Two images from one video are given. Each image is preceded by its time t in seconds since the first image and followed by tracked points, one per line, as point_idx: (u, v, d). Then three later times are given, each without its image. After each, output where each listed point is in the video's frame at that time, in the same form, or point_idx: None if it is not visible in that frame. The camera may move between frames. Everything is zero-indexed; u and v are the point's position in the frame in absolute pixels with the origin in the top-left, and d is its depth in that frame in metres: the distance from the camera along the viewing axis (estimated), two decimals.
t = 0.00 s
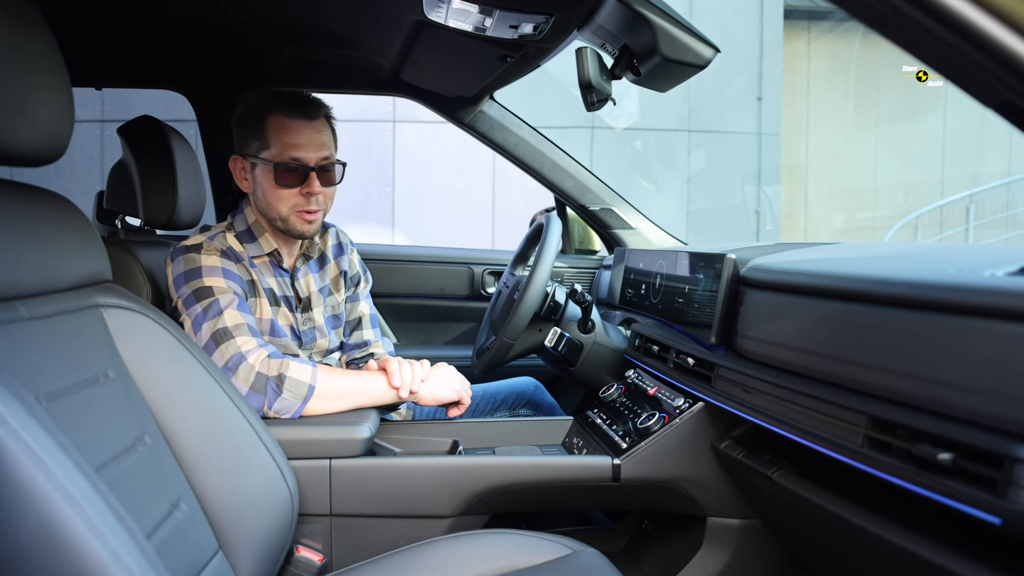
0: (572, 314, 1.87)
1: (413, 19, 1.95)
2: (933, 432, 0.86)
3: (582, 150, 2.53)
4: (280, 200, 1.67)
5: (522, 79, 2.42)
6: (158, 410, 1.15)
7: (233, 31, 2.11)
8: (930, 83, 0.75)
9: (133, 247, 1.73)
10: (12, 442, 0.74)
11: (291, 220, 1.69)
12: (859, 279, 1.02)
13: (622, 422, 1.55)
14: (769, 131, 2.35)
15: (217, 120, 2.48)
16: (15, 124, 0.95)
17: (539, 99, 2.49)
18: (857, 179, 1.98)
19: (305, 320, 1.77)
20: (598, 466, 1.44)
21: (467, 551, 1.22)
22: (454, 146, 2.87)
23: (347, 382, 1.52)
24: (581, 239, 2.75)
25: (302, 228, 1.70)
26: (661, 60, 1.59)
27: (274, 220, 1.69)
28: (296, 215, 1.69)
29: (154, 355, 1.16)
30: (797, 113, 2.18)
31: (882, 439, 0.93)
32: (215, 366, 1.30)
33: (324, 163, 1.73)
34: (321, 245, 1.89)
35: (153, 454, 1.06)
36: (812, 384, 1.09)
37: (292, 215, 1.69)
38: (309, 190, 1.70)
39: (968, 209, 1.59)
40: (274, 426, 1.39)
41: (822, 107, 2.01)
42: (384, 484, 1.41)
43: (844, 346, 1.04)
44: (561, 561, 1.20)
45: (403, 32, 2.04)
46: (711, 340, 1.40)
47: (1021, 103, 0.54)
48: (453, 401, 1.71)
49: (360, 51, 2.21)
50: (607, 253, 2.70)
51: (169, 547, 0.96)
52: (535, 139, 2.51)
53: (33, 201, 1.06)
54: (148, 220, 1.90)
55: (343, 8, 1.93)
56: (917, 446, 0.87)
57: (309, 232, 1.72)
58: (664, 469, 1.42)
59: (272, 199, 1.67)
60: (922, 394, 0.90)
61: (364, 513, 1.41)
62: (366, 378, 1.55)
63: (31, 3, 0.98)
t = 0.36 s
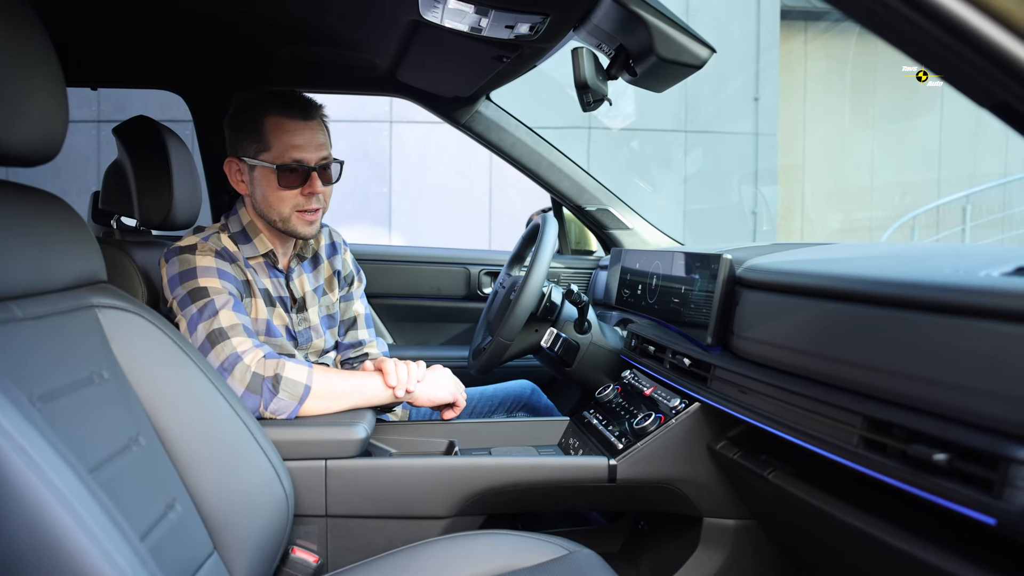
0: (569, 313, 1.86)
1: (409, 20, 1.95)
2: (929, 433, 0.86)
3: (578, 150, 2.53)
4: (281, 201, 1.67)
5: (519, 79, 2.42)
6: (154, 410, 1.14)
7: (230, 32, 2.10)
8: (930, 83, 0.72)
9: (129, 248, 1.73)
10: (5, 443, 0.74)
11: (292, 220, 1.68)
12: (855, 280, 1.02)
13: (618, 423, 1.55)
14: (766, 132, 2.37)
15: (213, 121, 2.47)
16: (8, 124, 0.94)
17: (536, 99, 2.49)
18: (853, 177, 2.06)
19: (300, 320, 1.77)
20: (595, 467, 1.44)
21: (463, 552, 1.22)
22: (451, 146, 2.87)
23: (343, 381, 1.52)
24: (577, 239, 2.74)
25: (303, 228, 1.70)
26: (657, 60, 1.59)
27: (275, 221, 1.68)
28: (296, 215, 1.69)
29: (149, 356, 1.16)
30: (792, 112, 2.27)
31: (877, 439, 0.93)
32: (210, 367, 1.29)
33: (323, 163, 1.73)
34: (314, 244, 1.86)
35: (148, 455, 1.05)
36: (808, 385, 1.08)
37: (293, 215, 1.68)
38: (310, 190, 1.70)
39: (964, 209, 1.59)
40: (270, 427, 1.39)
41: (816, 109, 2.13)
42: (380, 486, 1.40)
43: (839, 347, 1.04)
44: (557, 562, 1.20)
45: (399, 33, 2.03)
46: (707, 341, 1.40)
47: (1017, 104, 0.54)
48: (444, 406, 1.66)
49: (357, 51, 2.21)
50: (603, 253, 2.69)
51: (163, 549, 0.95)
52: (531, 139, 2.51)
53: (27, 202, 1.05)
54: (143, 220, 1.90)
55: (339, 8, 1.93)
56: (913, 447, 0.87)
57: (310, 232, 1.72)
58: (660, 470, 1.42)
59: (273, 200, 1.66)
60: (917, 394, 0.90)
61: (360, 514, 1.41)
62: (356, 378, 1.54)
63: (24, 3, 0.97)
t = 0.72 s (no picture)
0: (565, 315, 1.86)
1: (406, 20, 1.95)
2: (926, 435, 0.86)
3: (575, 151, 2.53)
4: (275, 200, 1.67)
5: (516, 79, 2.42)
6: (149, 412, 1.14)
7: (227, 33, 2.10)
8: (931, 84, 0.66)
9: (125, 249, 1.72)
10: None
11: (286, 220, 1.68)
12: (852, 281, 1.02)
13: (615, 424, 1.55)
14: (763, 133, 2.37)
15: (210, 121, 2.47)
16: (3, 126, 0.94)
17: (533, 100, 2.49)
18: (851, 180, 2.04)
19: (297, 317, 1.77)
20: (591, 468, 1.44)
21: (460, 554, 1.22)
22: (449, 147, 2.86)
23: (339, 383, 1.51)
24: (575, 240, 2.74)
25: (298, 227, 1.70)
26: (654, 61, 1.59)
27: (269, 221, 1.67)
28: (290, 215, 1.68)
29: (146, 358, 1.15)
30: (790, 114, 2.31)
31: (874, 441, 0.93)
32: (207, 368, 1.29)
33: (316, 162, 1.73)
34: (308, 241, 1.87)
35: (144, 457, 1.05)
36: (806, 386, 1.08)
37: (287, 215, 1.68)
38: (304, 189, 1.70)
39: (961, 210, 1.60)
40: (266, 428, 1.38)
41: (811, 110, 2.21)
42: (377, 487, 1.40)
43: (836, 348, 1.03)
44: (554, 563, 1.20)
45: (396, 33, 2.03)
46: (704, 342, 1.40)
47: (1014, 106, 0.54)
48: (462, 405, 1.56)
49: (353, 52, 2.21)
50: (601, 253, 2.69)
51: (158, 551, 0.95)
52: (528, 140, 2.51)
53: (22, 203, 1.05)
54: (140, 221, 1.89)
55: (336, 9, 1.92)
56: (910, 449, 0.87)
57: (304, 232, 1.71)
58: (656, 472, 1.42)
59: (267, 200, 1.66)
60: (914, 396, 0.90)
61: (357, 515, 1.41)
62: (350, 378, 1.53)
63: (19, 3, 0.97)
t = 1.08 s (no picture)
0: (563, 315, 1.86)
1: (404, 20, 1.94)
2: (927, 436, 0.85)
3: (573, 150, 2.54)
4: (276, 199, 1.66)
5: (514, 79, 2.41)
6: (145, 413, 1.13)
7: (224, 32, 2.09)
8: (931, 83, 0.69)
9: (122, 249, 1.72)
10: None
11: (285, 219, 1.67)
12: (852, 282, 1.02)
13: (614, 425, 1.55)
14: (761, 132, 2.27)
15: (207, 121, 2.46)
16: None
17: (531, 100, 2.48)
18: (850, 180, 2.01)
19: (293, 314, 1.77)
20: (590, 469, 1.44)
21: (458, 555, 1.21)
22: (447, 147, 2.86)
23: (350, 380, 1.43)
24: (573, 240, 2.74)
25: (296, 227, 1.69)
26: (653, 61, 1.58)
27: (268, 219, 1.67)
28: (290, 215, 1.67)
29: (142, 358, 1.15)
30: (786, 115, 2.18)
31: (874, 442, 0.93)
32: (204, 368, 1.28)
33: (320, 164, 1.72)
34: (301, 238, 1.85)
35: (140, 458, 1.04)
36: (805, 387, 1.08)
37: (287, 214, 1.67)
38: (306, 190, 1.69)
39: (959, 209, 1.59)
40: (264, 428, 1.38)
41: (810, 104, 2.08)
42: (375, 488, 1.40)
43: (837, 349, 1.03)
44: (553, 565, 1.19)
45: (394, 33, 2.03)
46: (702, 342, 1.40)
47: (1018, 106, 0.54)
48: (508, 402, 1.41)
49: (351, 51, 2.20)
50: (599, 253, 2.68)
51: (155, 553, 0.94)
52: (526, 140, 2.51)
53: (17, 203, 1.04)
54: (136, 221, 1.88)
55: (334, 8, 1.92)
56: (910, 450, 0.87)
57: (303, 232, 1.71)
58: (655, 472, 1.41)
59: (267, 198, 1.65)
60: (914, 397, 0.90)
61: (355, 516, 1.40)
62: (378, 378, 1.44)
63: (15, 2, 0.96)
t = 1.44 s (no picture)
0: (563, 316, 1.86)
1: (404, 20, 1.94)
2: (930, 438, 0.85)
3: (571, 150, 2.52)
4: (295, 214, 1.61)
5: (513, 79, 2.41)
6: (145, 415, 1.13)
7: (223, 32, 2.09)
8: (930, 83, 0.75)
9: (121, 250, 1.71)
10: None
11: (302, 235, 1.63)
12: (855, 283, 1.02)
13: (614, 426, 1.55)
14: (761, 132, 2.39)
15: (206, 122, 2.46)
16: None
17: (530, 100, 2.48)
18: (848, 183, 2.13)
19: (303, 325, 1.75)
20: (590, 470, 1.43)
21: (458, 556, 1.21)
22: (446, 147, 2.85)
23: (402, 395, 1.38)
24: (572, 240, 2.73)
25: (312, 244, 1.65)
26: (653, 61, 1.58)
27: (285, 232, 1.62)
28: (307, 231, 1.63)
29: (142, 359, 1.14)
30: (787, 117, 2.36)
31: (877, 444, 0.93)
32: (204, 369, 1.28)
33: (344, 184, 1.67)
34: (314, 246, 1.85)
35: (140, 460, 1.04)
36: (807, 388, 1.08)
37: (303, 230, 1.62)
38: (325, 209, 1.64)
39: (958, 210, 1.59)
40: (265, 429, 1.37)
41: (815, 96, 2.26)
42: (375, 490, 1.39)
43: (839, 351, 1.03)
44: (553, 567, 1.19)
45: (393, 33, 2.02)
46: (703, 343, 1.40)
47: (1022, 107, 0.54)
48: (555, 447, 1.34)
49: (349, 51, 2.20)
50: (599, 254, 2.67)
51: (155, 556, 0.94)
52: (526, 140, 2.50)
53: (16, 204, 1.03)
54: (136, 222, 1.88)
55: (334, 8, 1.91)
56: (913, 452, 0.87)
57: (318, 250, 1.66)
58: (655, 473, 1.41)
59: (287, 212, 1.61)
60: (916, 399, 0.89)
61: (355, 518, 1.40)
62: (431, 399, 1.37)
63: (14, 2, 0.95)
